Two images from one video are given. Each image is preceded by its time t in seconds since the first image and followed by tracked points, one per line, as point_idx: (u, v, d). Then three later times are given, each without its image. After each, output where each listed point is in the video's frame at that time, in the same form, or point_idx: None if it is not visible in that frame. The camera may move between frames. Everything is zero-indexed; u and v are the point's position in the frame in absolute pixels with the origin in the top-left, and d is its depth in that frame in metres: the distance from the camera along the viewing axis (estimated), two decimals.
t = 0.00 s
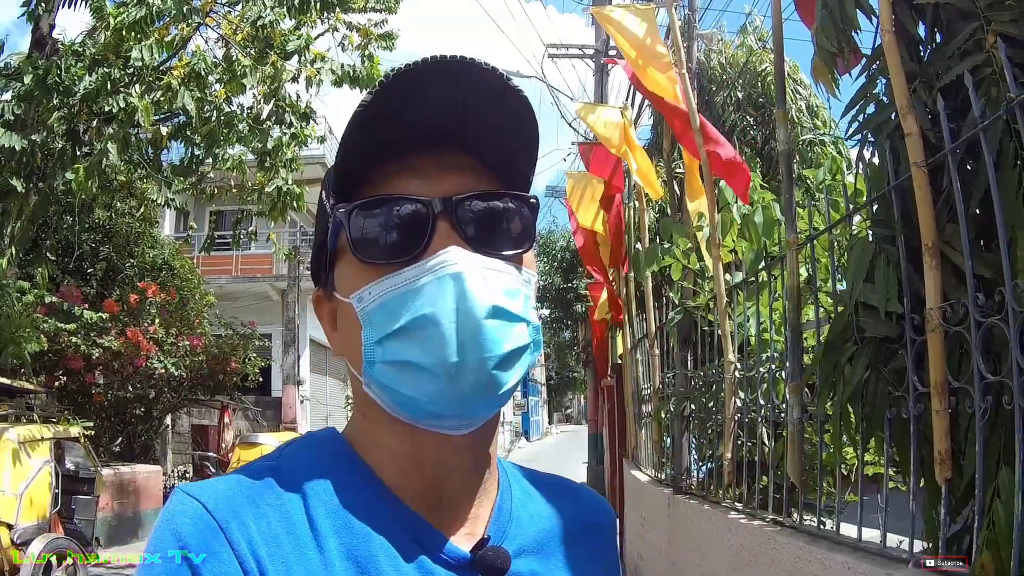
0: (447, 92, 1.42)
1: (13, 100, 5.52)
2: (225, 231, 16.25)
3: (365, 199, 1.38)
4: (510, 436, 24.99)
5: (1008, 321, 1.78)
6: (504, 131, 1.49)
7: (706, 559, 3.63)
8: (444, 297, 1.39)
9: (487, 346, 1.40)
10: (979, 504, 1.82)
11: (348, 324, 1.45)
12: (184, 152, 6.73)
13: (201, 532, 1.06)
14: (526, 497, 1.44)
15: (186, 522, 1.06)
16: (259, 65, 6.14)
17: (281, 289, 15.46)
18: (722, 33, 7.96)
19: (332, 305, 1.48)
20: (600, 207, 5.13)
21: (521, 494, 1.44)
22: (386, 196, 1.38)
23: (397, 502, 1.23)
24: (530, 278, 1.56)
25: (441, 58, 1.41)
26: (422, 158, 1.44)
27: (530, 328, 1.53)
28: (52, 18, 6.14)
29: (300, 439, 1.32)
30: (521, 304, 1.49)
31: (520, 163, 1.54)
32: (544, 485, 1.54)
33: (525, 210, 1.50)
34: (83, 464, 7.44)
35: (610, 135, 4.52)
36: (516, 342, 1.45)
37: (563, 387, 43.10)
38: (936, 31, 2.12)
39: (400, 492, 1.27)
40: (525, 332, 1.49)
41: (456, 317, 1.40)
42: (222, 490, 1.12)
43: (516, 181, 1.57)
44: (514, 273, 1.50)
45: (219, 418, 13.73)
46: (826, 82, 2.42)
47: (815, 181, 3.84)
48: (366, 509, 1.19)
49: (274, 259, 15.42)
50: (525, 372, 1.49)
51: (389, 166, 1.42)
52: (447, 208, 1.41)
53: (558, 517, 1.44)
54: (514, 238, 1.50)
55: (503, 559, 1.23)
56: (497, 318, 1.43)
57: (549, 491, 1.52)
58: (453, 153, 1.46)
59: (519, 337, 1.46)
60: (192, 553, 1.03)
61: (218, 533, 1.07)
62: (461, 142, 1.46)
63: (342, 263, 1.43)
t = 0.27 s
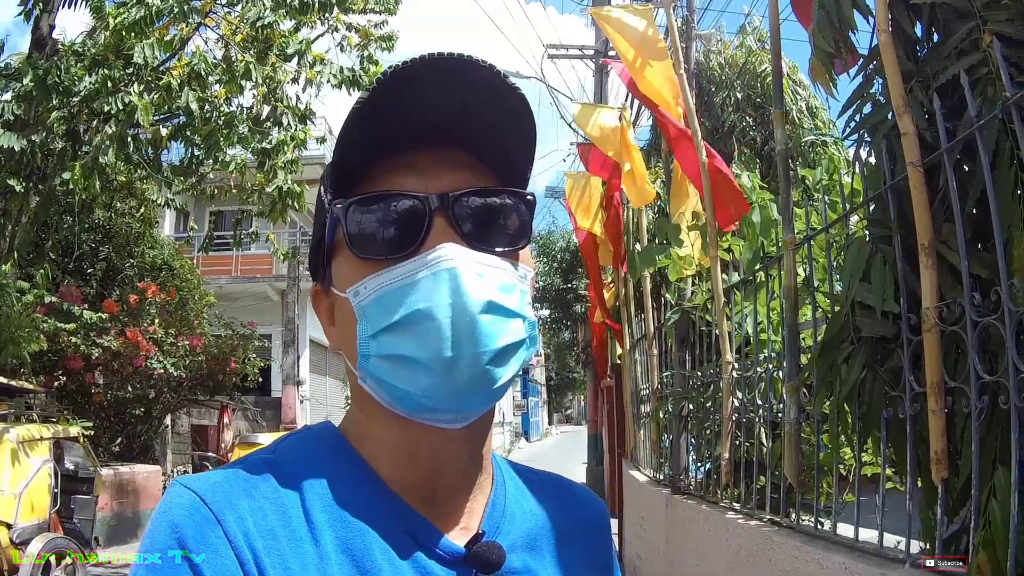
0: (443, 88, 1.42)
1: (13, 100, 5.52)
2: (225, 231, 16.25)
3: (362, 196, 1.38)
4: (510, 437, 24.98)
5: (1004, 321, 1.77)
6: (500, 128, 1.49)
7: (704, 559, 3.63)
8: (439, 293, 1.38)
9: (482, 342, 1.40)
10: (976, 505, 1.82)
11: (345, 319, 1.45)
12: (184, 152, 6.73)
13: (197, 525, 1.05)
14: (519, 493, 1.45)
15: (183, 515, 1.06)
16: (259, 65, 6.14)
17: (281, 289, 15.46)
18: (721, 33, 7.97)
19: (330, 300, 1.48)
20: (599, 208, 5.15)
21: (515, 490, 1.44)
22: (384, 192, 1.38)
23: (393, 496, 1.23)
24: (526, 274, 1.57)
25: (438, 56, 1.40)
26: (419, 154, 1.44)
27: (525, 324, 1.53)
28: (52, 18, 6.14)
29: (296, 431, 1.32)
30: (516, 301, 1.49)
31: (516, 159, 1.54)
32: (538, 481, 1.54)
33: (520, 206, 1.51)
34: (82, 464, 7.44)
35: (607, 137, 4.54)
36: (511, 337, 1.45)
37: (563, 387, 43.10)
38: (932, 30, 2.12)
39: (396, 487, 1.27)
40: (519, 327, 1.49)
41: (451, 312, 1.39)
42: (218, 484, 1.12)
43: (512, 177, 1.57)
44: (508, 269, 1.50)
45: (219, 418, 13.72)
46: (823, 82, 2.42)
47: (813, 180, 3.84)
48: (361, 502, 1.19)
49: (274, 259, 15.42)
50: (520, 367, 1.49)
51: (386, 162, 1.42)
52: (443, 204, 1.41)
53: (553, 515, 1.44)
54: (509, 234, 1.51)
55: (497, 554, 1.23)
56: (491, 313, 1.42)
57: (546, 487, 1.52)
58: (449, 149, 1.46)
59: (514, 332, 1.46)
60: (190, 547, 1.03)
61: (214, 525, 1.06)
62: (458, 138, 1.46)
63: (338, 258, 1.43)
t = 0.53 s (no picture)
0: (439, 89, 1.42)
1: (13, 100, 5.53)
2: (225, 231, 16.26)
3: (357, 198, 1.38)
4: (509, 437, 24.97)
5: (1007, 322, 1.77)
6: (495, 127, 1.49)
7: (705, 559, 3.63)
8: (435, 296, 1.38)
9: (478, 345, 1.39)
10: (977, 506, 1.82)
11: (343, 323, 1.45)
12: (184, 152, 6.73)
13: (195, 533, 1.06)
14: (525, 495, 1.42)
15: (182, 524, 1.07)
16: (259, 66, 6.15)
17: (281, 289, 15.46)
18: (722, 33, 7.97)
19: (328, 304, 1.48)
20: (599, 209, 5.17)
21: (519, 491, 1.42)
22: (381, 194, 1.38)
23: (391, 500, 1.22)
24: (524, 276, 1.57)
25: (433, 56, 1.41)
26: (415, 155, 1.44)
27: (523, 326, 1.52)
28: (52, 18, 6.15)
29: (295, 440, 1.32)
30: (513, 303, 1.48)
31: (513, 159, 1.54)
32: (544, 481, 1.51)
33: (518, 207, 1.50)
34: (82, 464, 7.44)
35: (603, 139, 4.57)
36: (509, 340, 1.44)
37: (563, 387, 43.09)
38: (934, 31, 2.12)
39: (395, 491, 1.26)
40: (517, 330, 1.48)
41: (447, 316, 1.39)
42: (217, 493, 1.13)
43: (510, 176, 1.56)
44: (505, 271, 1.49)
45: (219, 419, 13.72)
46: (825, 82, 2.42)
47: (813, 181, 3.84)
48: (359, 507, 1.18)
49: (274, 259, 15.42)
50: (519, 370, 1.48)
51: (382, 164, 1.42)
52: (439, 206, 1.40)
53: (559, 516, 1.41)
54: (507, 236, 1.50)
55: (498, 558, 1.21)
56: (488, 316, 1.42)
57: (551, 486, 1.49)
58: (446, 149, 1.46)
59: (511, 335, 1.45)
60: (188, 553, 1.04)
61: (212, 533, 1.07)
62: (454, 138, 1.45)
63: (336, 262, 1.43)
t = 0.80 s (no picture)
0: (433, 98, 1.41)
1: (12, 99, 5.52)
2: (225, 231, 16.25)
3: (353, 208, 1.39)
4: (509, 437, 24.95)
5: (1007, 324, 1.77)
6: (491, 135, 1.48)
7: (704, 560, 3.63)
8: (431, 308, 1.38)
9: (475, 355, 1.39)
10: (977, 507, 1.82)
11: (340, 332, 1.46)
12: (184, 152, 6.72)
13: (195, 541, 1.07)
14: (525, 498, 1.40)
15: (182, 534, 1.07)
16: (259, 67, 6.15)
17: (281, 289, 15.46)
18: (722, 33, 7.98)
19: (325, 312, 1.49)
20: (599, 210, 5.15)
21: (518, 495, 1.40)
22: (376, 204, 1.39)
23: (390, 507, 1.22)
24: (522, 283, 1.57)
25: (427, 65, 1.40)
26: (410, 163, 1.44)
27: (519, 336, 1.52)
28: (53, 18, 6.14)
29: (294, 450, 1.33)
30: (509, 313, 1.48)
31: (509, 167, 1.54)
32: (546, 482, 1.49)
33: (514, 214, 1.50)
34: (81, 464, 7.45)
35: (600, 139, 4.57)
36: (504, 351, 1.44)
37: (563, 387, 43.10)
38: (935, 32, 2.13)
39: (394, 499, 1.26)
40: (513, 339, 1.48)
41: (443, 326, 1.39)
42: (218, 502, 1.14)
43: (505, 183, 1.56)
44: (501, 279, 1.50)
45: (218, 418, 13.71)
46: (826, 84, 2.42)
47: (814, 181, 3.84)
48: (357, 514, 1.18)
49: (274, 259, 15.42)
50: (516, 380, 1.48)
51: (377, 172, 1.43)
52: (434, 216, 1.41)
53: (559, 516, 1.40)
54: (503, 244, 1.50)
55: (496, 564, 1.20)
56: (485, 327, 1.42)
57: (551, 487, 1.48)
58: (441, 158, 1.46)
59: (508, 345, 1.45)
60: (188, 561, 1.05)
61: (212, 542, 1.08)
62: (449, 147, 1.45)
63: (332, 271, 1.44)
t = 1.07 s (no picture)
0: (436, 99, 1.42)
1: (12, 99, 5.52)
2: (225, 231, 16.24)
3: (358, 210, 1.38)
4: (508, 437, 24.94)
5: (1008, 324, 1.77)
6: (495, 137, 1.48)
7: (704, 560, 3.63)
8: (437, 309, 1.38)
9: (480, 357, 1.40)
10: (978, 507, 1.82)
11: (346, 334, 1.46)
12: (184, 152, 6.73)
13: (203, 545, 1.07)
14: (531, 499, 1.39)
15: (189, 539, 1.08)
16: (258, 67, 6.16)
17: (280, 289, 15.46)
18: (722, 33, 7.98)
19: (331, 314, 1.49)
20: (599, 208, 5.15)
21: (525, 496, 1.39)
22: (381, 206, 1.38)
23: (397, 509, 1.21)
24: (525, 285, 1.57)
25: (430, 66, 1.41)
26: (415, 166, 1.44)
27: (523, 337, 1.52)
28: (52, 19, 6.14)
29: (301, 452, 1.33)
30: (514, 314, 1.48)
31: (515, 168, 1.53)
32: (552, 481, 1.48)
33: (519, 216, 1.49)
34: (81, 463, 7.46)
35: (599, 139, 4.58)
36: (510, 351, 1.44)
37: (562, 387, 43.11)
38: (935, 32, 2.13)
39: (401, 501, 1.26)
40: (519, 340, 1.49)
41: (449, 327, 1.39)
42: (224, 506, 1.14)
43: (510, 185, 1.55)
44: (505, 281, 1.49)
45: (218, 418, 13.70)
46: (826, 83, 2.42)
47: (814, 181, 3.84)
48: (363, 517, 1.18)
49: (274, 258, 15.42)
50: (521, 381, 1.48)
51: (382, 173, 1.43)
52: (439, 217, 1.40)
53: (566, 515, 1.39)
54: (507, 246, 1.50)
55: (504, 566, 1.19)
56: (490, 328, 1.42)
57: (559, 484, 1.47)
58: (445, 160, 1.46)
59: (514, 346, 1.46)
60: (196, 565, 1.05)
61: (220, 546, 1.08)
62: (453, 149, 1.45)
63: (337, 272, 1.44)
